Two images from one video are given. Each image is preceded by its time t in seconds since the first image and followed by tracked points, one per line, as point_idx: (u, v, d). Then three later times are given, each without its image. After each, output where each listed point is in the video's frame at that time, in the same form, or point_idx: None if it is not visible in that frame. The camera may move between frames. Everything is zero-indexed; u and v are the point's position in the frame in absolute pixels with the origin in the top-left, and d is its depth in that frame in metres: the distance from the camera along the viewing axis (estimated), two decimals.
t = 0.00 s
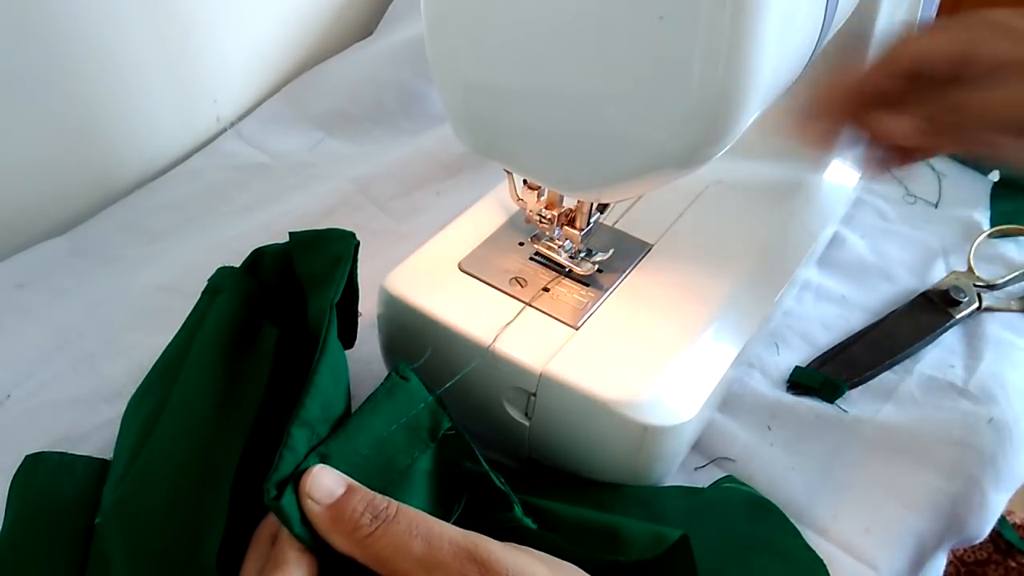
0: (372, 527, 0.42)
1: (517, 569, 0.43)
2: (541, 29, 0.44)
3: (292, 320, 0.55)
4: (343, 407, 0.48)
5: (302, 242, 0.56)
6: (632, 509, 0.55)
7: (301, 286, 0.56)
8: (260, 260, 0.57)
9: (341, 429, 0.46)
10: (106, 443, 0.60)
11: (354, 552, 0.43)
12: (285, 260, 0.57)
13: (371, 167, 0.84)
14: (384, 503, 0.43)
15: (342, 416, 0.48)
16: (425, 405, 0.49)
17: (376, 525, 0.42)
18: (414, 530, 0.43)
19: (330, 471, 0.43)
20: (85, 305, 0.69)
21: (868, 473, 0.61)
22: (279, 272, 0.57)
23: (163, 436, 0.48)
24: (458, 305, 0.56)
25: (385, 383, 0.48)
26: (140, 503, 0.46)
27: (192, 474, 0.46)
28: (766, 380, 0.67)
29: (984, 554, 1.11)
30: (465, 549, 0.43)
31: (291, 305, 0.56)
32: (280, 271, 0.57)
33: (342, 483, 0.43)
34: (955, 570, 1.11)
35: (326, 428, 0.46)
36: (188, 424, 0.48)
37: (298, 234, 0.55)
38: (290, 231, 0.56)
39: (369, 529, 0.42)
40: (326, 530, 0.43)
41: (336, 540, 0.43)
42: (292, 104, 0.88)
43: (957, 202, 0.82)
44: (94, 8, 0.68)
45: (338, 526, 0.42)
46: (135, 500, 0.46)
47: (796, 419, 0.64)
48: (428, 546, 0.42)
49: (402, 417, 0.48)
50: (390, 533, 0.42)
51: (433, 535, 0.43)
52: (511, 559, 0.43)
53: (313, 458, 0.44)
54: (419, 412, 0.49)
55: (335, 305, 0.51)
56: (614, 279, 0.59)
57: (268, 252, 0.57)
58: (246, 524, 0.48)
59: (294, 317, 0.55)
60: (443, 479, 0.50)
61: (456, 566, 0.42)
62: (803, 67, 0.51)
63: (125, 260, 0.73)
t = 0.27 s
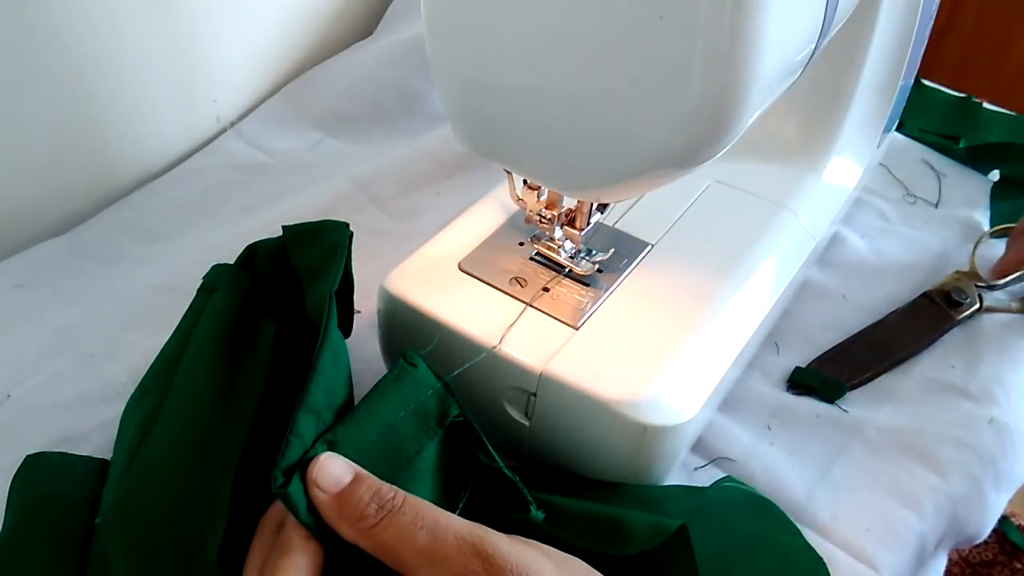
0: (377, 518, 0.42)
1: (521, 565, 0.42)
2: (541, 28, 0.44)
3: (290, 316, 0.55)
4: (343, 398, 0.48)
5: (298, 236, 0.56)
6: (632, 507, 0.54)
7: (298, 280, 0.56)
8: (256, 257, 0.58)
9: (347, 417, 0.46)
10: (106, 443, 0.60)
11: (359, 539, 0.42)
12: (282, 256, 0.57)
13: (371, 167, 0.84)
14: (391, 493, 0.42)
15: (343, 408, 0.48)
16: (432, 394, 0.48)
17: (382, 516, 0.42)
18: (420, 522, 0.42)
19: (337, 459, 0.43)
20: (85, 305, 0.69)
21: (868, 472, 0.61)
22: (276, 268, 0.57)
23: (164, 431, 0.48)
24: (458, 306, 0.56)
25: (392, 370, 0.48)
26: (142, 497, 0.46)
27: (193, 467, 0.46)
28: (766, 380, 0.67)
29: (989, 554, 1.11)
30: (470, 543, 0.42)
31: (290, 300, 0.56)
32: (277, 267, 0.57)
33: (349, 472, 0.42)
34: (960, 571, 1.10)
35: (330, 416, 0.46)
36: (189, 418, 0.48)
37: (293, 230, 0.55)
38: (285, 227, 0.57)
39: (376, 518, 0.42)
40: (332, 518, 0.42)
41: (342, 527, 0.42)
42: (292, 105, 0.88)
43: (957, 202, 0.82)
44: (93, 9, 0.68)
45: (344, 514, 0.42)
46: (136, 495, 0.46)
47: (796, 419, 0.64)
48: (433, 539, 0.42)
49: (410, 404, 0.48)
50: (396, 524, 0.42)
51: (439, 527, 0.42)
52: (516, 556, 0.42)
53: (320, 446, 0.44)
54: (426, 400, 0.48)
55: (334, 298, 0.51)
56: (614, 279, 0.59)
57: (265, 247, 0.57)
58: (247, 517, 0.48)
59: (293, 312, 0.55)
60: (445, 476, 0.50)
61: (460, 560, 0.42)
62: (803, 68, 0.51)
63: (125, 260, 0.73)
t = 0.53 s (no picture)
0: (386, 518, 0.42)
1: (526, 568, 0.43)
2: (541, 28, 0.44)
3: (294, 317, 0.55)
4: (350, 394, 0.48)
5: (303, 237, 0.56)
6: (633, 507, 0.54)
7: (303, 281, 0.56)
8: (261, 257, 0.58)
9: (355, 417, 0.46)
10: (106, 442, 0.60)
11: (366, 540, 0.42)
12: (286, 256, 0.57)
13: (371, 167, 0.84)
14: (399, 495, 0.43)
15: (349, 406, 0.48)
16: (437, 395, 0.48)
17: (390, 517, 0.42)
18: (428, 524, 0.42)
19: (347, 459, 0.42)
20: (85, 305, 0.69)
21: (869, 472, 0.61)
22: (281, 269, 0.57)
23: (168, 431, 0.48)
24: (459, 306, 0.56)
25: (399, 371, 0.48)
26: (145, 497, 0.46)
27: (196, 467, 0.46)
28: (766, 380, 0.67)
29: (982, 553, 1.11)
30: (476, 546, 0.43)
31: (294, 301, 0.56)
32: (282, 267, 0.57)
33: (357, 472, 0.42)
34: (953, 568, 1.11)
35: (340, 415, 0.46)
36: (191, 418, 0.48)
37: (298, 230, 0.56)
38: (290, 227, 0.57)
39: (386, 520, 0.42)
40: (341, 517, 0.42)
41: (350, 527, 0.42)
42: (292, 105, 0.88)
43: (958, 203, 0.81)
44: (93, 9, 0.68)
45: (354, 515, 0.42)
46: (139, 494, 0.46)
47: (796, 419, 0.64)
48: (440, 541, 0.42)
49: (416, 404, 0.48)
50: (406, 526, 0.42)
51: (446, 530, 0.43)
52: (520, 558, 0.43)
53: (329, 444, 0.44)
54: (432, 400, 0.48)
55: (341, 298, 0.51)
56: (614, 279, 0.59)
57: (271, 249, 0.58)
58: (250, 516, 0.48)
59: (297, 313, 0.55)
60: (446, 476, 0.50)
61: (466, 563, 0.42)
62: (803, 68, 0.51)
63: (124, 260, 0.73)
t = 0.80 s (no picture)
0: (402, 509, 0.41)
1: (542, 563, 0.42)
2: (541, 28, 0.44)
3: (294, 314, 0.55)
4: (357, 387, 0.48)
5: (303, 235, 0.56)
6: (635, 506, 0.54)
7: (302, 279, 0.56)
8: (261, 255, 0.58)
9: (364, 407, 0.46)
10: (106, 443, 0.61)
11: (380, 529, 0.41)
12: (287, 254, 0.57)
13: (371, 167, 0.84)
14: (415, 484, 0.42)
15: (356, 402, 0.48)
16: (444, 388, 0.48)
17: (406, 507, 0.41)
18: (443, 516, 0.41)
19: (361, 447, 0.42)
20: (85, 305, 0.69)
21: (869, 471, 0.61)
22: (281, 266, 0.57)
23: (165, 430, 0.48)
24: (458, 305, 0.56)
25: (409, 363, 0.48)
26: (144, 497, 0.46)
27: (195, 467, 0.46)
28: (766, 380, 0.67)
29: (991, 552, 1.10)
30: (491, 539, 0.42)
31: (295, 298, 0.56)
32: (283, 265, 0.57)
33: (372, 461, 0.41)
34: (961, 568, 1.10)
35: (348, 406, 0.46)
36: (190, 416, 0.48)
37: (298, 228, 0.55)
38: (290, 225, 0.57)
39: (402, 509, 0.41)
40: (355, 506, 0.41)
41: (364, 516, 0.41)
42: (292, 104, 0.87)
43: (958, 202, 0.81)
44: (93, 9, 0.68)
45: (370, 503, 0.41)
46: (138, 495, 0.46)
47: (796, 419, 0.64)
48: (456, 533, 0.41)
49: (423, 399, 0.48)
50: (422, 516, 0.41)
51: (461, 522, 0.42)
52: (536, 553, 0.42)
53: (342, 432, 0.44)
54: (440, 394, 0.48)
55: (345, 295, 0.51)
56: (614, 279, 0.59)
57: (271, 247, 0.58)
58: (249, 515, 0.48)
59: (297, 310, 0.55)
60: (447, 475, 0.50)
61: (482, 556, 0.41)
62: (803, 68, 0.51)
63: (125, 260, 0.73)
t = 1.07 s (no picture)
0: (411, 501, 0.40)
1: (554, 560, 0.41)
2: (541, 27, 0.44)
3: (297, 313, 0.55)
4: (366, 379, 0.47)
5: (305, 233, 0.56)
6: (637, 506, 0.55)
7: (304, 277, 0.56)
8: (264, 253, 0.58)
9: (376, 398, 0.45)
10: (106, 443, 0.61)
11: (392, 523, 0.41)
12: (289, 252, 0.57)
13: (371, 167, 0.84)
14: (425, 479, 0.41)
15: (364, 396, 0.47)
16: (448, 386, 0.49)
17: (415, 500, 0.41)
18: (453, 510, 0.41)
19: (373, 441, 0.42)
20: (85, 304, 0.69)
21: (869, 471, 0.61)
22: (283, 265, 0.57)
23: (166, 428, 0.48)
24: (458, 305, 0.56)
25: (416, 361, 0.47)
26: (145, 495, 0.45)
27: (197, 466, 0.46)
28: (766, 380, 0.67)
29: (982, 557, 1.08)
30: (502, 535, 0.41)
31: (297, 297, 0.56)
32: (285, 263, 0.57)
33: (384, 454, 0.42)
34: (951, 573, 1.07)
35: (358, 399, 0.46)
36: (192, 414, 0.48)
37: (301, 227, 0.55)
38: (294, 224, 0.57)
39: (410, 500, 0.40)
40: (368, 499, 0.41)
41: (375, 511, 0.41)
42: (292, 105, 0.87)
43: (957, 202, 0.81)
44: (93, 9, 0.68)
45: (379, 495, 0.41)
46: (139, 492, 0.45)
47: (797, 418, 0.64)
48: (465, 528, 0.40)
49: (428, 396, 0.48)
50: (431, 508, 0.40)
51: (471, 517, 0.41)
52: (547, 550, 0.41)
53: (353, 426, 0.44)
54: (447, 391, 0.49)
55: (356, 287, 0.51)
56: (614, 279, 0.59)
57: (274, 245, 0.58)
58: (252, 513, 0.48)
59: (300, 308, 0.55)
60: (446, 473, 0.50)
61: (492, 551, 0.40)
62: (803, 68, 0.51)
63: (124, 260, 0.73)
